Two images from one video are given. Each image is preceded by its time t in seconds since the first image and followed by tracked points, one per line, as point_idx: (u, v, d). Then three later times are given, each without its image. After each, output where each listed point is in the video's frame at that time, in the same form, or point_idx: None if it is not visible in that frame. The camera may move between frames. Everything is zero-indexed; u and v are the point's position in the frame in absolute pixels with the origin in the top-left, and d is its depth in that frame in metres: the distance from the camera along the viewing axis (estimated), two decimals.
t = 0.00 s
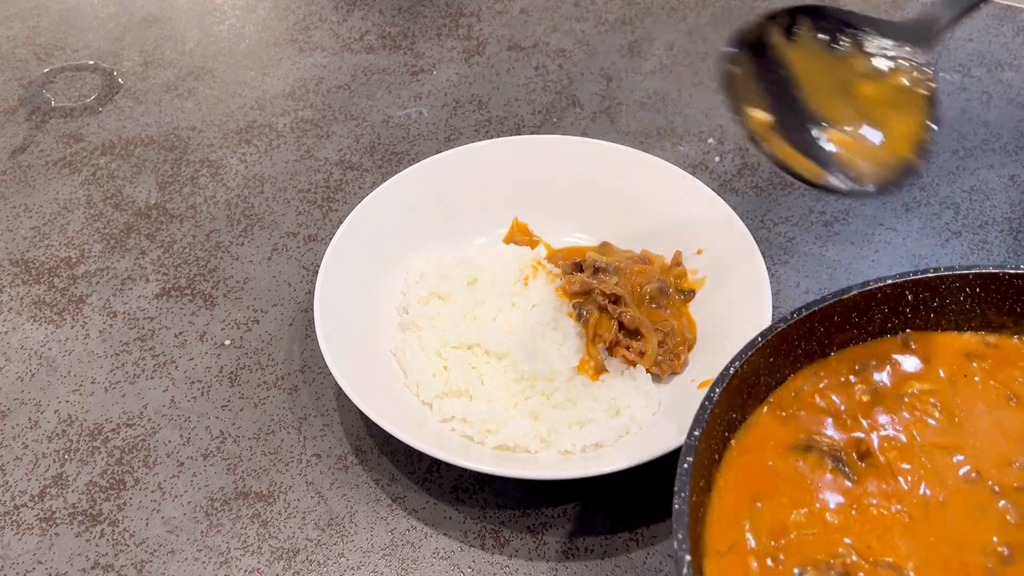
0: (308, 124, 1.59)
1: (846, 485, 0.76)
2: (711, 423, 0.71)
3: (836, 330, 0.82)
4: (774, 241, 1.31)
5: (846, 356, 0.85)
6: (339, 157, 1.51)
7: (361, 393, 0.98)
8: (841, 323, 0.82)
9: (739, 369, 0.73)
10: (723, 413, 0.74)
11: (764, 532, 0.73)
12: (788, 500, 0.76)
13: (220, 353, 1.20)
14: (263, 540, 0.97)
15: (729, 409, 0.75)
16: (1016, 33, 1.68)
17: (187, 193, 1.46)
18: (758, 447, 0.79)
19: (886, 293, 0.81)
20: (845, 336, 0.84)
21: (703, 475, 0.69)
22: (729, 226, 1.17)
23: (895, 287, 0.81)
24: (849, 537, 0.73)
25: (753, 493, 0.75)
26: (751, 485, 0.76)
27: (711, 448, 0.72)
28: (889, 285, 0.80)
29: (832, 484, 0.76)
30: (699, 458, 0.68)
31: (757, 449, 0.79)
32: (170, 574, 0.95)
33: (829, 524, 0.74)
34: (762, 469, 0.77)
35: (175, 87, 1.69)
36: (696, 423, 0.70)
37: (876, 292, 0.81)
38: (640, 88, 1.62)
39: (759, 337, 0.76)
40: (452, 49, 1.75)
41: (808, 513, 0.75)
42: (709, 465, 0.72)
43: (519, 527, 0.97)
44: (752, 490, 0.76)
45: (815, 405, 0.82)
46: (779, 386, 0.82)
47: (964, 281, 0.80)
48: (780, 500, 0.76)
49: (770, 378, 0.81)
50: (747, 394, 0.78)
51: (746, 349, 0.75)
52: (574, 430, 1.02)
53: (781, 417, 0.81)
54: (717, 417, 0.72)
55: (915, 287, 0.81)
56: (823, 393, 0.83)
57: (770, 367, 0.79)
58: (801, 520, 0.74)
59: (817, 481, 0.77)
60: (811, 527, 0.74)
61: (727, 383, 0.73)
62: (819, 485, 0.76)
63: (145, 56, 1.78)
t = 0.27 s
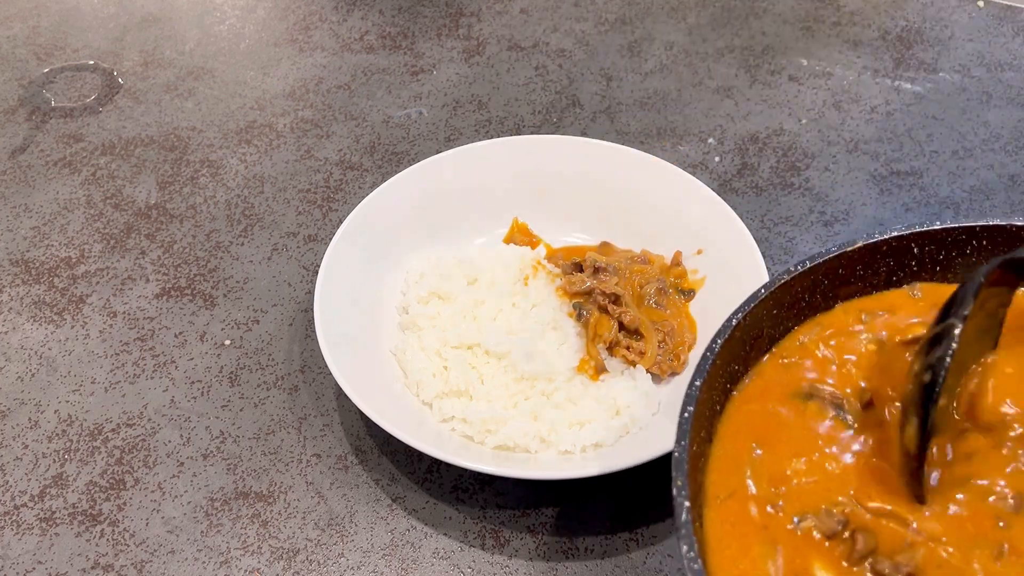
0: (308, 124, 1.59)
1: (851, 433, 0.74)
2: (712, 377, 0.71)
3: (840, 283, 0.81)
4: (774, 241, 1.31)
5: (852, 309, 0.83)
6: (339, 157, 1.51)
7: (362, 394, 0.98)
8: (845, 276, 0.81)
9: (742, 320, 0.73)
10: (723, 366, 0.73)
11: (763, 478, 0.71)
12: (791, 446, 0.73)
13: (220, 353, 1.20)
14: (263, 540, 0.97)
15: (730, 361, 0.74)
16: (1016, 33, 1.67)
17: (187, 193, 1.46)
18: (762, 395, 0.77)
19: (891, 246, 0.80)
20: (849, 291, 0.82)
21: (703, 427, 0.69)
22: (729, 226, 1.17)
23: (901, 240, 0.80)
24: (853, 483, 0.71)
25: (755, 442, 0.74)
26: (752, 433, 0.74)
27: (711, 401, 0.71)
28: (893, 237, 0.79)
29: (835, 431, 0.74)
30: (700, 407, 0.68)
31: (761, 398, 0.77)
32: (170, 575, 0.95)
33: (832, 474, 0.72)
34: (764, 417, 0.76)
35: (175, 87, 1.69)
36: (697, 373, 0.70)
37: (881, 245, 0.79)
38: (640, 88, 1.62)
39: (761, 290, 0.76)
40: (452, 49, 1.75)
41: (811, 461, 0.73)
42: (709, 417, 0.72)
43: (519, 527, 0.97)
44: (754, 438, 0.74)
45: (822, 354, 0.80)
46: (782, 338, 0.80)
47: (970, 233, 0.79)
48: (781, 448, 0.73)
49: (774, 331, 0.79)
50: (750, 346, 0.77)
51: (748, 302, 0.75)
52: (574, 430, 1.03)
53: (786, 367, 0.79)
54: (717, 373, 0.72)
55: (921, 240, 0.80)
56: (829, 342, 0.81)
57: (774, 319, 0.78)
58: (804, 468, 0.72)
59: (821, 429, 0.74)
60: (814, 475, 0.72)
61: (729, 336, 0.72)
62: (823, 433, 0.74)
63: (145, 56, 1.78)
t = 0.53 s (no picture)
0: (308, 124, 1.59)
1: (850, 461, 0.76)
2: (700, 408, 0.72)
3: (823, 320, 0.82)
4: (774, 241, 1.31)
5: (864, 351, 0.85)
6: (339, 157, 1.51)
7: (361, 394, 0.98)
8: (827, 313, 0.82)
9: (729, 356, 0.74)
10: (713, 399, 0.74)
11: (762, 496, 0.74)
12: (792, 472, 0.76)
13: (220, 353, 1.20)
14: (263, 540, 0.97)
15: (719, 396, 0.75)
16: (1016, 33, 1.67)
17: (187, 193, 1.46)
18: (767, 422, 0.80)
19: (871, 283, 0.81)
20: (833, 326, 0.83)
21: (694, 456, 0.70)
22: (729, 226, 1.17)
23: (880, 277, 0.80)
24: (847, 508, 0.74)
25: (758, 465, 0.76)
26: (757, 455, 0.77)
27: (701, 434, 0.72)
28: (873, 275, 0.80)
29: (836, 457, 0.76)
30: (689, 439, 0.69)
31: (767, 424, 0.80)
32: (170, 574, 0.95)
33: (828, 498, 0.74)
34: (768, 441, 0.79)
35: (175, 87, 1.69)
36: (686, 407, 0.71)
37: (862, 282, 0.80)
38: (640, 88, 1.62)
39: (747, 327, 0.77)
40: (452, 49, 1.75)
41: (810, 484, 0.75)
42: (701, 449, 0.73)
43: (519, 527, 0.97)
44: (756, 461, 0.77)
45: (828, 388, 0.83)
46: (771, 375, 0.82)
47: (946, 269, 0.80)
48: (782, 470, 0.76)
49: (761, 365, 0.80)
50: (738, 381, 0.78)
51: (735, 338, 0.76)
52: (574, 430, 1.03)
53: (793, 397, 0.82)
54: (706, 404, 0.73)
55: (900, 277, 0.81)
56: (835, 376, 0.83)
57: (761, 355, 0.79)
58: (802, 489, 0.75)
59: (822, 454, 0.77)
60: (810, 497, 0.74)
61: (716, 371, 0.73)
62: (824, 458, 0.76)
63: (145, 57, 1.78)
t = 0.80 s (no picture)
0: (308, 124, 1.59)
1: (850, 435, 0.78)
2: (697, 393, 0.72)
3: (820, 309, 0.82)
4: (774, 241, 1.31)
5: (871, 334, 0.85)
6: (339, 156, 1.51)
7: (361, 393, 0.98)
8: (824, 303, 0.82)
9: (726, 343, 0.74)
10: (711, 383, 0.74)
11: (760, 463, 0.76)
12: (790, 443, 0.77)
13: (220, 353, 1.20)
14: (264, 540, 0.97)
15: (716, 381, 0.75)
16: (1016, 33, 1.67)
17: (187, 193, 1.46)
18: (773, 394, 0.81)
19: (867, 275, 0.81)
20: (829, 317, 0.83)
21: (691, 439, 0.71)
22: (729, 225, 1.17)
23: (876, 269, 0.80)
24: (843, 479, 0.75)
25: (760, 433, 0.78)
26: (758, 425, 0.79)
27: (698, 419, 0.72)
28: (870, 267, 0.80)
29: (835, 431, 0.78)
30: (686, 422, 0.69)
31: (772, 395, 0.81)
32: (170, 574, 0.95)
33: (826, 467, 0.76)
34: (770, 412, 0.80)
35: (175, 87, 1.69)
36: (682, 390, 0.71)
37: (857, 274, 0.80)
38: (640, 88, 1.62)
39: (744, 314, 0.77)
40: (452, 49, 1.75)
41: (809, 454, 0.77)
42: (698, 432, 0.73)
43: (519, 527, 0.97)
44: (759, 430, 0.78)
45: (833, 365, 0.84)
46: (772, 357, 0.82)
47: (941, 263, 0.80)
48: (782, 439, 0.78)
49: (759, 352, 0.80)
50: (735, 367, 0.78)
51: (732, 325, 0.76)
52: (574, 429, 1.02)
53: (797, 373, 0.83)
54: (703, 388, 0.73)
55: (896, 270, 0.81)
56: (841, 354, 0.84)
57: (759, 342, 0.79)
58: (800, 458, 0.76)
59: (821, 428, 0.78)
60: (808, 466, 0.76)
61: (713, 356, 0.74)
62: (824, 432, 0.78)
63: (145, 57, 1.78)
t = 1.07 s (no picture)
0: (308, 124, 1.59)
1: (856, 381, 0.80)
2: (703, 338, 0.73)
3: (830, 261, 0.83)
4: (774, 241, 1.31)
5: (881, 287, 0.86)
6: (339, 156, 1.51)
7: (361, 393, 0.98)
8: (834, 255, 0.83)
9: (733, 291, 0.75)
10: (716, 331, 0.75)
11: (766, 403, 0.77)
12: (798, 385, 0.79)
13: (220, 353, 1.20)
14: (263, 540, 0.97)
15: (722, 330, 0.76)
16: (1017, 33, 1.67)
17: (187, 193, 1.46)
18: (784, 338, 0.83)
19: (879, 227, 0.82)
20: (838, 269, 0.84)
21: (694, 385, 0.71)
22: (729, 224, 1.16)
23: (887, 221, 0.81)
24: (847, 422, 0.77)
25: (769, 374, 0.80)
26: (767, 367, 0.80)
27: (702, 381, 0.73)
28: (881, 219, 0.81)
29: (841, 377, 0.80)
30: (689, 367, 0.70)
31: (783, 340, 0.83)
32: (170, 574, 0.95)
33: (830, 410, 0.78)
34: (780, 354, 0.82)
35: (175, 87, 1.69)
36: (687, 337, 0.72)
37: (869, 226, 0.81)
38: (640, 88, 1.62)
39: (753, 264, 0.78)
40: (452, 48, 1.75)
41: (816, 397, 0.78)
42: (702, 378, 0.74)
43: (519, 527, 0.97)
44: (768, 371, 0.80)
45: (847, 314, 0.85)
46: (777, 312, 0.83)
47: (953, 216, 0.81)
48: (791, 382, 0.79)
49: (765, 303, 0.81)
50: (741, 317, 0.79)
51: (739, 275, 0.76)
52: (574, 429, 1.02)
53: (811, 320, 0.84)
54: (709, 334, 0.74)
55: (908, 222, 0.82)
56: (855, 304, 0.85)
57: (766, 292, 0.80)
58: (807, 400, 0.78)
59: (829, 373, 0.80)
60: (813, 408, 0.78)
61: (719, 304, 0.74)
62: (831, 377, 0.80)
63: (145, 56, 1.78)
